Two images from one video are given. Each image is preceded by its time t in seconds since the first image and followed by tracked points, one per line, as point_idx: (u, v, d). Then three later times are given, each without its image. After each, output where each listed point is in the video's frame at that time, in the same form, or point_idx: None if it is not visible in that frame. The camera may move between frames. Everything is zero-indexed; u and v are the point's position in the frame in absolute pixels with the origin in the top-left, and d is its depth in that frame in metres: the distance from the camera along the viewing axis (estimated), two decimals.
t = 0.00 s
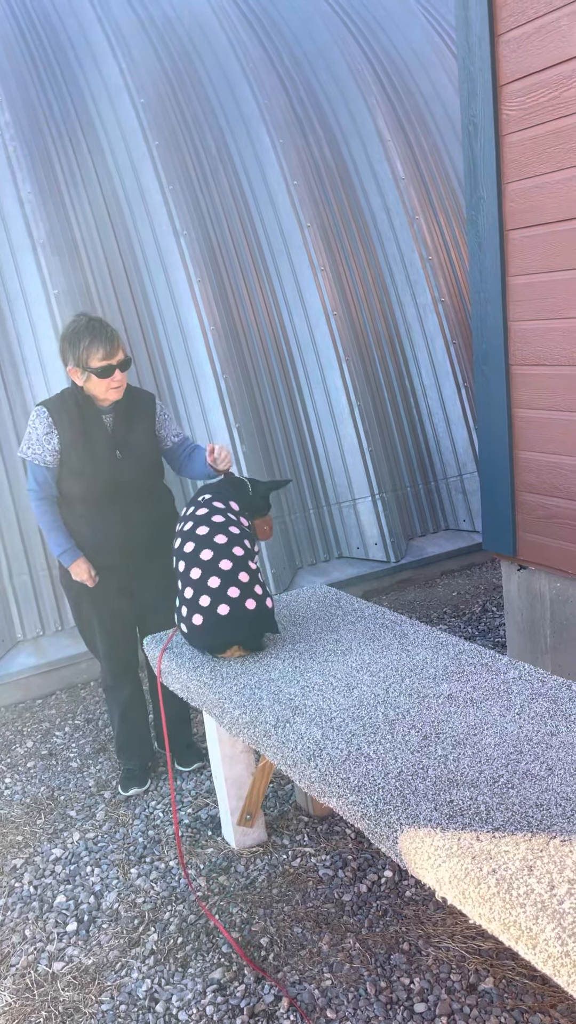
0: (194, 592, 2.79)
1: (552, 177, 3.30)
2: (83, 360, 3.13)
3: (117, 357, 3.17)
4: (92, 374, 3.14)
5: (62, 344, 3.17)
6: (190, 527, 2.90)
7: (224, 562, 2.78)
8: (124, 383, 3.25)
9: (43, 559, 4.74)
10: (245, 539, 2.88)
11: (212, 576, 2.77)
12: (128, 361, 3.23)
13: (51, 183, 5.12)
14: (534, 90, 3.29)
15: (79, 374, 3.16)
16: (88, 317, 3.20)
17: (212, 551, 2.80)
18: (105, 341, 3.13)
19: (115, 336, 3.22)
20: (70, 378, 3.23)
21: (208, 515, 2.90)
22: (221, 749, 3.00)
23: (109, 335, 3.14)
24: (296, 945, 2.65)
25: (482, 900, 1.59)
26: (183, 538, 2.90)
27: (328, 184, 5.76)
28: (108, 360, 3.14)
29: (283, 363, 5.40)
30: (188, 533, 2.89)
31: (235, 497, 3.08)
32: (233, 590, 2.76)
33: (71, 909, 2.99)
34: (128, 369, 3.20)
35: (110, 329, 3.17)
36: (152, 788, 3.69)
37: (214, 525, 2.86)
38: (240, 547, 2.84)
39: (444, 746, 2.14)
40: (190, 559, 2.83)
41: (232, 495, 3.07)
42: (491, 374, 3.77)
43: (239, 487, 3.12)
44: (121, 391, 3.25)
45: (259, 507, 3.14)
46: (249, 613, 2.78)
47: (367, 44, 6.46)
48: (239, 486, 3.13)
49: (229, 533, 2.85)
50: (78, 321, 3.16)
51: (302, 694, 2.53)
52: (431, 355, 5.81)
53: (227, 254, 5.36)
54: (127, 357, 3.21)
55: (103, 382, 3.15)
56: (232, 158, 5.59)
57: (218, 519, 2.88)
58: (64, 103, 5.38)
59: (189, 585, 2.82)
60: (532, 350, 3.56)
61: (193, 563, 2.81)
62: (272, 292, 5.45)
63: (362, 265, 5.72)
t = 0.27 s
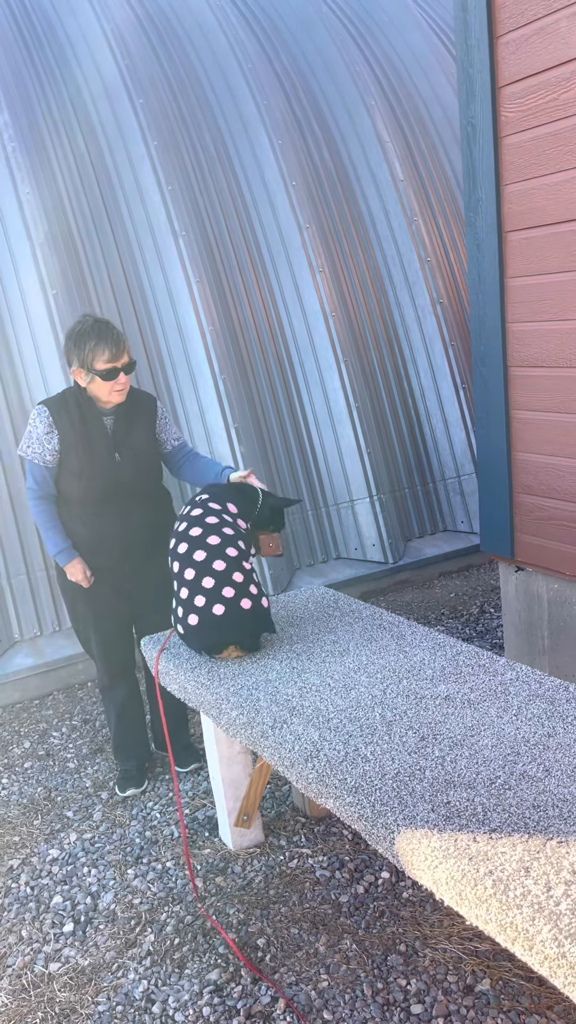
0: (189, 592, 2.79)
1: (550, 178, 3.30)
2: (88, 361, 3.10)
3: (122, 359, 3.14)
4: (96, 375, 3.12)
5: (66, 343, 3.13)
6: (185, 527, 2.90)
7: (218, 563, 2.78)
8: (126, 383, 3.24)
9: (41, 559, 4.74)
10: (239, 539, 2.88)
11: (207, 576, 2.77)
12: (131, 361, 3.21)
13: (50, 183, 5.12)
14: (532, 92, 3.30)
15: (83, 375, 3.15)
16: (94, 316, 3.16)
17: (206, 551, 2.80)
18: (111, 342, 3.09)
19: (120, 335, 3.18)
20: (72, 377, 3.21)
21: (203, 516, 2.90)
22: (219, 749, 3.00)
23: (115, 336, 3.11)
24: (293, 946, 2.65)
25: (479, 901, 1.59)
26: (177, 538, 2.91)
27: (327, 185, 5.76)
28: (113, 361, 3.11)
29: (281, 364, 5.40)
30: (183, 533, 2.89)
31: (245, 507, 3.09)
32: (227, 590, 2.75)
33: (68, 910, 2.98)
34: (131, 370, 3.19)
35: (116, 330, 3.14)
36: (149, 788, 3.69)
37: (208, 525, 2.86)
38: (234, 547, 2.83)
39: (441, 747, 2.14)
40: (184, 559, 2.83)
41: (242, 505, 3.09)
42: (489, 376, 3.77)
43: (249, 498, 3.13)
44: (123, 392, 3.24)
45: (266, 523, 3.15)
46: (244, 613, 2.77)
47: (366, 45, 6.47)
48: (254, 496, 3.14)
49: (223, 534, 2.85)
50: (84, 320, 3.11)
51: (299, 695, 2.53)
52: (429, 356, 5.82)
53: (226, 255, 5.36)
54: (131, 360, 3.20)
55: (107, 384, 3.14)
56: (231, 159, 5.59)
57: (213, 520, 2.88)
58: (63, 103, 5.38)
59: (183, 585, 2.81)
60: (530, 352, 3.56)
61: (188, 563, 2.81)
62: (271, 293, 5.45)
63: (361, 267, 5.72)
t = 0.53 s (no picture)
0: (182, 593, 2.79)
1: (549, 179, 3.30)
2: (90, 361, 3.10)
3: (124, 360, 3.15)
4: (98, 375, 3.12)
5: (69, 343, 3.15)
6: (180, 529, 2.91)
7: (210, 563, 2.78)
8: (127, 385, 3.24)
9: (39, 559, 4.73)
10: (234, 540, 2.87)
11: (199, 576, 2.77)
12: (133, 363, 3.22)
13: (49, 182, 5.12)
14: (531, 92, 3.30)
15: (84, 375, 3.15)
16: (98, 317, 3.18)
17: (198, 552, 2.80)
18: (114, 342, 3.10)
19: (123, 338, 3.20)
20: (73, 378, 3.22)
21: (197, 516, 2.91)
22: (216, 750, 3.00)
23: (118, 337, 3.12)
24: (291, 946, 2.65)
25: (476, 902, 1.59)
26: (172, 539, 2.92)
27: (326, 186, 5.76)
28: (115, 362, 3.12)
29: (281, 364, 5.39)
30: (177, 534, 2.91)
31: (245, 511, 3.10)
32: (220, 590, 2.75)
33: (65, 910, 2.98)
34: (132, 372, 3.20)
35: (120, 331, 3.16)
36: (147, 788, 3.68)
37: (203, 526, 2.86)
38: (227, 548, 2.83)
39: (439, 747, 2.14)
40: (178, 560, 2.83)
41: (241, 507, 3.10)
42: (488, 376, 3.77)
43: (253, 506, 3.12)
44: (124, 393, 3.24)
45: (270, 532, 3.13)
46: (238, 613, 2.76)
47: (365, 45, 6.47)
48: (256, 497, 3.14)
49: (216, 534, 2.85)
50: (88, 320, 3.13)
51: (297, 695, 2.53)
52: (429, 357, 5.82)
53: (225, 255, 5.36)
54: (133, 362, 3.20)
55: (108, 385, 3.14)
56: (230, 159, 5.59)
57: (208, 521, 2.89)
58: (62, 103, 5.38)
59: (177, 586, 2.82)
60: (529, 352, 3.56)
61: (180, 563, 2.82)
62: (270, 293, 5.45)
63: (361, 267, 5.72)
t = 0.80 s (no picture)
0: (180, 593, 2.79)
1: (549, 179, 3.30)
2: (106, 369, 3.05)
3: (141, 369, 3.10)
4: (113, 384, 3.08)
5: (86, 349, 3.09)
6: (179, 529, 2.90)
7: (208, 563, 2.77)
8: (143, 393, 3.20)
9: (39, 558, 4.73)
10: (232, 540, 2.86)
11: (196, 577, 2.77)
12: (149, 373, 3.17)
13: (49, 182, 5.12)
14: (531, 92, 3.29)
15: (99, 382, 3.10)
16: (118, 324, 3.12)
17: (195, 553, 2.79)
18: (132, 352, 3.05)
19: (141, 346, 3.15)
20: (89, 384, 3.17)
21: (196, 517, 2.90)
22: (216, 750, 2.99)
23: (135, 346, 3.07)
24: (289, 947, 2.64)
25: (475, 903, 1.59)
26: (171, 540, 2.91)
27: (327, 186, 5.76)
28: (132, 371, 3.07)
29: (281, 364, 5.39)
30: (176, 534, 2.90)
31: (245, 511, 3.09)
32: (217, 591, 2.74)
33: (64, 911, 2.98)
34: (149, 382, 3.15)
35: (138, 340, 3.10)
36: (146, 789, 3.68)
37: (200, 527, 2.86)
38: (225, 548, 2.82)
39: (438, 747, 2.14)
40: (176, 560, 2.83)
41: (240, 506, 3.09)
42: (488, 376, 3.77)
43: (253, 505, 3.12)
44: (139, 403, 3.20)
45: (269, 531, 3.13)
46: (236, 613, 2.75)
47: (366, 45, 6.46)
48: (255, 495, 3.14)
49: (214, 534, 2.84)
50: (106, 327, 3.07)
51: (296, 695, 2.53)
52: (429, 357, 5.82)
53: (225, 255, 5.36)
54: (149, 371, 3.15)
55: (124, 395, 3.10)
56: (230, 159, 5.59)
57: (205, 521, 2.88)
58: (62, 102, 5.37)
59: (175, 587, 2.81)
60: (529, 352, 3.56)
61: (178, 564, 2.81)
62: (270, 293, 5.45)
63: (361, 267, 5.72)
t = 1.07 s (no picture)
0: (183, 594, 2.79)
1: (550, 179, 3.30)
2: (154, 383, 2.98)
3: (188, 388, 3.04)
4: (159, 398, 3.01)
5: (136, 360, 3.02)
6: (181, 529, 2.90)
7: (211, 564, 2.77)
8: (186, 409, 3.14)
9: (39, 558, 4.73)
10: (234, 540, 2.86)
11: (200, 578, 2.76)
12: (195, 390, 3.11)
13: (50, 183, 5.11)
14: (532, 93, 3.29)
15: (145, 394, 3.03)
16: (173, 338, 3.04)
17: (198, 553, 2.79)
18: (183, 371, 2.98)
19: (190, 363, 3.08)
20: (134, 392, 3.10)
21: (198, 517, 2.89)
22: (216, 751, 2.99)
23: (187, 364, 3.00)
24: (289, 948, 2.64)
25: (474, 905, 1.59)
26: (173, 540, 2.90)
27: (328, 187, 5.76)
28: (181, 389, 3.01)
29: (282, 365, 5.39)
30: (178, 535, 2.89)
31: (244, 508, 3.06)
32: (221, 592, 2.74)
33: (64, 912, 2.97)
34: (194, 400, 3.09)
35: (189, 358, 3.03)
36: (147, 789, 3.68)
37: (203, 527, 2.84)
38: (228, 548, 2.82)
39: (438, 748, 2.14)
40: (178, 561, 2.82)
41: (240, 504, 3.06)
42: (489, 376, 3.77)
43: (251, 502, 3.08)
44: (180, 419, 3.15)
45: (269, 529, 3.09)
46: (239, 614, 2.76)
47: (367, 46, 6.46)
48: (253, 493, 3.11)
49: (217, 534, 2.83)
50: (161, 340, 2.99)
51: (296, 695, 2.53)
52: (430, 357, 5.82)
53: (226, 256, 5.36)
54: (196, 389, 3.08)
55: (167, 410, 3.04)
56: (231, 159, 5.59)
57: (207, 521, 2.86)
58: (63, 103, 5.37)
59: (178, 587, 2.81)
60: (529, 353, 3.55)
61: (181, 565, 2.81)
62: (271, 294, 5.45)
63: (362, 268, 5.72)
